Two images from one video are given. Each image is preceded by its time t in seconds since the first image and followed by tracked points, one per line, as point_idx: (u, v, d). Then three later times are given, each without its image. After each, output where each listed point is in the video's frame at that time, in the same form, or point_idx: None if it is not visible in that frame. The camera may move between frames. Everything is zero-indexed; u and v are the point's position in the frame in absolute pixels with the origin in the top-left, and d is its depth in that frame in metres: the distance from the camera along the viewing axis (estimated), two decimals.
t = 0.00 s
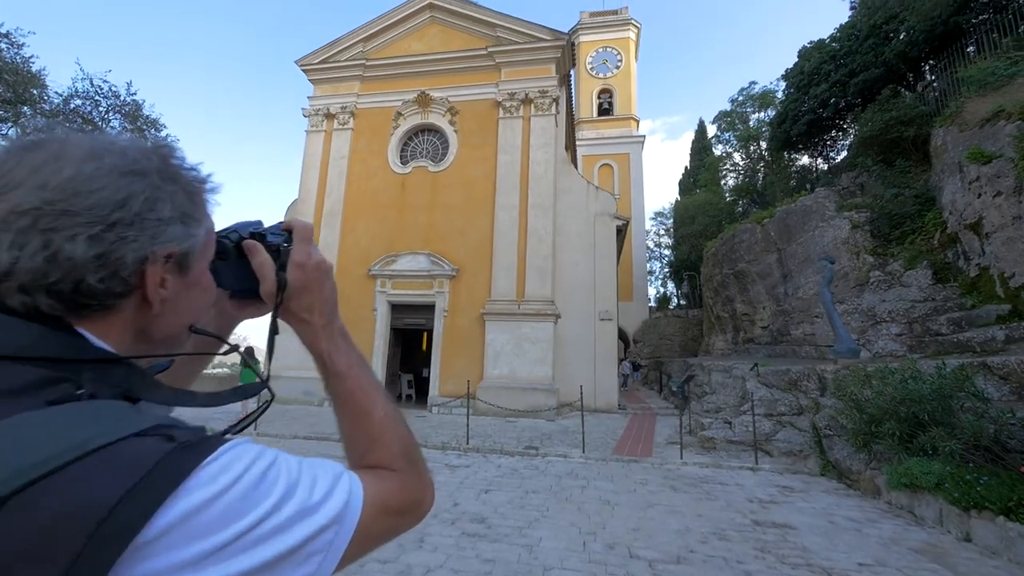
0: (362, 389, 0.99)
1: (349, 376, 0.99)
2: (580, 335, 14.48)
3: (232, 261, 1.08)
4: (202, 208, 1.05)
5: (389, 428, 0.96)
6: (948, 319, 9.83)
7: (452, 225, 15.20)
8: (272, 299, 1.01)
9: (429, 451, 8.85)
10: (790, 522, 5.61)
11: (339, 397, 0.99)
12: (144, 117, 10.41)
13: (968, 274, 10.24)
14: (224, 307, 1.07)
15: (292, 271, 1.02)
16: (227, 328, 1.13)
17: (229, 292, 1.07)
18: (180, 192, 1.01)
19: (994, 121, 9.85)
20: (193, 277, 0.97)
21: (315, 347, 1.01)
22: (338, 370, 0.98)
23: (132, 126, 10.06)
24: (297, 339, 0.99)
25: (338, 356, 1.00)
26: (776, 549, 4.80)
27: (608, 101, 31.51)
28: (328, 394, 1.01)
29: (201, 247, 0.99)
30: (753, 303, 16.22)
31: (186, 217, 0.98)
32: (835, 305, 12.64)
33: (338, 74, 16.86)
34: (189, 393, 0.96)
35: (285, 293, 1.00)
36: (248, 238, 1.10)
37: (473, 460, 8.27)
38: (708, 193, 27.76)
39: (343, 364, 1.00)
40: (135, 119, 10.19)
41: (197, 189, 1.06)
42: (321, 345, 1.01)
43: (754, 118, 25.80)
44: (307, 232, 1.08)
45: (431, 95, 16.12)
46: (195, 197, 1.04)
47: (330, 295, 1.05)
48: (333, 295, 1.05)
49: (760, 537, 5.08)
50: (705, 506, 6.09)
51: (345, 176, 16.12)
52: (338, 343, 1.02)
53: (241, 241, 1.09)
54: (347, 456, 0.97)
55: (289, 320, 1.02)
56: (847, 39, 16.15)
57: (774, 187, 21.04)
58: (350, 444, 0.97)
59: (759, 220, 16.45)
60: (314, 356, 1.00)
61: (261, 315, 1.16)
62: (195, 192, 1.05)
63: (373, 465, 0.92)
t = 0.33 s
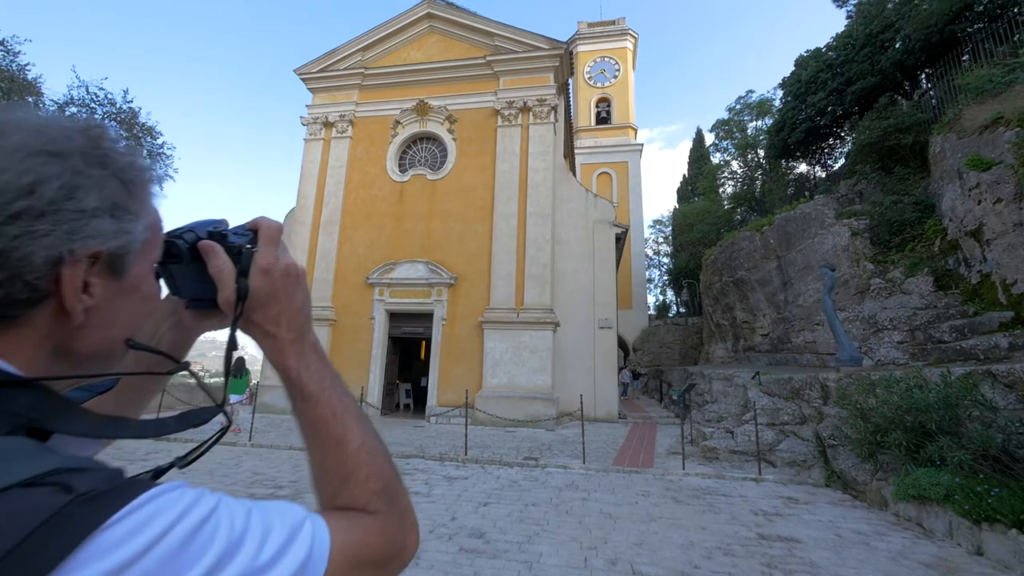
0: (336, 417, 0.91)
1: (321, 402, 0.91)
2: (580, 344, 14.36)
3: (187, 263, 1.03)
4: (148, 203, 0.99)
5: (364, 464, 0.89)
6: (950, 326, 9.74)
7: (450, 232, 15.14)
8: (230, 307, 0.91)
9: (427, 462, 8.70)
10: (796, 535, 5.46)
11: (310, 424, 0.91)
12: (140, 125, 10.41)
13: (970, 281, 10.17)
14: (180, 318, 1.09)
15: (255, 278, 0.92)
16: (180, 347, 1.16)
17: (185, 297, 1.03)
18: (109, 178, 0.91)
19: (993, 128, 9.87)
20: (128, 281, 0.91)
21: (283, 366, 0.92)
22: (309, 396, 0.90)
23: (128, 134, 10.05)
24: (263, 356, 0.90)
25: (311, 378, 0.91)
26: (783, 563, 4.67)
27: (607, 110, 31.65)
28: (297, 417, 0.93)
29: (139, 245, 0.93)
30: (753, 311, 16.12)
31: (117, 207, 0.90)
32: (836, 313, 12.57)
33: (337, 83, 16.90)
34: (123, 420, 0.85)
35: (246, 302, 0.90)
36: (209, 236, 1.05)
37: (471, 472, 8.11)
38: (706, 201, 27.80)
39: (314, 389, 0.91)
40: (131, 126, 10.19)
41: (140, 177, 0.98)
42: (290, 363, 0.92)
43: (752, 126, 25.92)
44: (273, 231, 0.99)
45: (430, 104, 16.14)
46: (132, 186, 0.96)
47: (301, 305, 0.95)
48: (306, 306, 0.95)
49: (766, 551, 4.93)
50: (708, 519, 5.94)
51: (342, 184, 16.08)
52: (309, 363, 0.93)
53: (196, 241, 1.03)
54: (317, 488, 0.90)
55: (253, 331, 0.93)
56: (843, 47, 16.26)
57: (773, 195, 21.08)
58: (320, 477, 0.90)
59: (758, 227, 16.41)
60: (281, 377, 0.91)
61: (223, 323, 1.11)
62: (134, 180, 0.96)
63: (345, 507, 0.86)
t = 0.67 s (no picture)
0: (299, 451, 0.81)
1: (280, 434, 0.80)
2: (579, 352, 14.24)
3: (125, 266, 0.95)
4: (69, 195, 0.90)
5: (329, 507, 0.78)
6: (953, 332, 9.64)
7: (448, 240, 15.06)
8: (174, 319, 0.83)
9: (425, 473, 8.54)
10: (803, 548, 5.32)
11: (267, 458, 0.80)
12: (136, 132, 10.39)
13: (972, 286, 10.09)
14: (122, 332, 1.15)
15: (202, 284, 0.82)
16: (126, 370, 1.19)
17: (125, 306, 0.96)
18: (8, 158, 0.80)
19: (992, 134, 9.87)
20: (38, 287, 0.83)
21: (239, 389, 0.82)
22: (266, 427, 0.80)
23: (123, 141, 10.01)
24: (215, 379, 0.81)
25: (270, 406, 0.81)
26: None
27: (605, 118, 31.77)
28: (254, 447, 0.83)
29: (49, 243, 0.84)
30: (753, 318, 16.01)
31: (14, 195, 0.80)
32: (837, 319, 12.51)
33: (335, 91, 16.91)
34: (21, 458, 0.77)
35: (193, 313, 0.82)
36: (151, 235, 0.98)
37: (470, 483, 7.95)
38: (705, 208, 27.82)
39: (274, 418, 0.81)
40: (126, 134, 10.16)
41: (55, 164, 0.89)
42: (246, 386, 0.82)
43: (750, 133, 26.06)
44: (227, 229, 0.91)
45: (428, 111, 16.14)
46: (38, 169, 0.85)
47: (260, 319, 0.85)
48: (267, 318, 0.86)
49: (773, 565, 4.80)
50: (713, 532, 5.80)
51: (340, 192, 16.03)
52: (268, 386, 0.83)
53: (132, 243, 0.95)
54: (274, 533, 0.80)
55: (204, 347, 0.83)
56: (840, 54, 16.37)
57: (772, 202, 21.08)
58: (279, 518, 0.80)
59: (758, 234, 16.37)
60: (236, 403, 0.81)
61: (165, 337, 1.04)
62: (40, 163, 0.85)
63: (308, 562, 0.75)
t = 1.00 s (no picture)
0: (239, 492, 0.74)
1: (217, 471, 0.74)
2: (579, 359, 14.11)
3: (28, 268, 0.90)
4: None
5: (274, 559, 0.72)
6: (956, 338, 9.53)
7: (446, 246, 14.98)
8: (86, 334, 0.80)
9: (423, 484, 8.39)
10: (809, 560, 5.18)
11: (204, 499, 0.74)
12: (131, 139, 10.35)
13: (974, 292, 10.02)
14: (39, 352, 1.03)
15: (123, 286, 0.77)
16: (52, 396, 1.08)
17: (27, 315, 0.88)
18: None
19: (991, 138, 9.86)
20: None
21: (172, 418, 0.76)
22: (203, 463, 0.73)
23: (118, 148, 9.96)
24: (141, 402, 0.75)
25: (205, 441, 0.74)
26: None
27: (603, 125, 31.87)
28: (191, 486, 0.76)
29: None
30: (754, 324, 15.91)
31: None
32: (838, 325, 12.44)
33: (333, 98, 16.92)
34: None
35: (112, 321, 0.76)
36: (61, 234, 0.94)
37: (468, 493, 7.79)
38: (703, 213, 27.84)
39: (210, 453, 0.74)
40: (121, 140, 10.12)
41: None
42: (180, 414, 0.76)
43: (748, 139, 26.18)
44: (157, 225, 0.87)
45: (427, 118, 16.15)
46: None
47: (198, 331, 0.80)
48: (205, 329, 0.81)
49: None
50: (717, 543, 5.67)
51: (338, 199, 15.98)
52: (206, 415, 0.77)
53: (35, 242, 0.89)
54: None
55: (133, 363, 0.78)
56: (837, 61, 16.46)
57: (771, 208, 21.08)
58: (217, 567, 0.73)
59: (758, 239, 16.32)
60: (168, 435, 0.75)
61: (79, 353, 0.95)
62: None
63: None
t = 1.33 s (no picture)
0: (142, 553, 0.68)
1: (117, 527, 0.69)
2: (579, 366, 13.98)
3: None
4: None
5: None
6: (960, 343, 9.41)
7: (445, 252, 14.89)
8: None
9: (421, 494, 8.24)
10: (817, 572, 5.05)
11: (97, 555, 0.68)
12: (126, 145, 10.32)
13: (977, 296, 9.94)
14: None
15: (3, 290, 0.75)
16: None
17: None
18: None
19: (991, 142, 9.84)
20: None
21: (66, 458, 0.72)
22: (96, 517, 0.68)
23: (113, 154, 9.94)
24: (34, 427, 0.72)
25: (101, 491, 0.70)
26: None
27: (602, 131, 31.93)
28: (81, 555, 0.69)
29: None
30: (754, 329, 15.81)
31: None
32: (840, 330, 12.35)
33: (332, 105, 16.91)
34: None
35: None
36: None
37: (467, 503, 7.64)
38: (702, 219, 27.83)
39: (107, 505, 0.69)
40: (117, 146, 10.09)
41: None
42: (72, 449, 0.73)
43: (746, 145, 26.25)
44: (53, 214, 0.84)
45: (426, 124, 16.13)
46: None
47: (105, 340, 0.80)
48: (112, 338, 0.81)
49: None
50: (722, 555, 5.52)
51: (336, 205, 15.92)
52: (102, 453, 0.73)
53: None
54: None
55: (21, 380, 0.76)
56: (835, 66, 16.57)
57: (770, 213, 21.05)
58: None
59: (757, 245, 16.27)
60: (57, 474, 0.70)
61: None
62: None
63: None
